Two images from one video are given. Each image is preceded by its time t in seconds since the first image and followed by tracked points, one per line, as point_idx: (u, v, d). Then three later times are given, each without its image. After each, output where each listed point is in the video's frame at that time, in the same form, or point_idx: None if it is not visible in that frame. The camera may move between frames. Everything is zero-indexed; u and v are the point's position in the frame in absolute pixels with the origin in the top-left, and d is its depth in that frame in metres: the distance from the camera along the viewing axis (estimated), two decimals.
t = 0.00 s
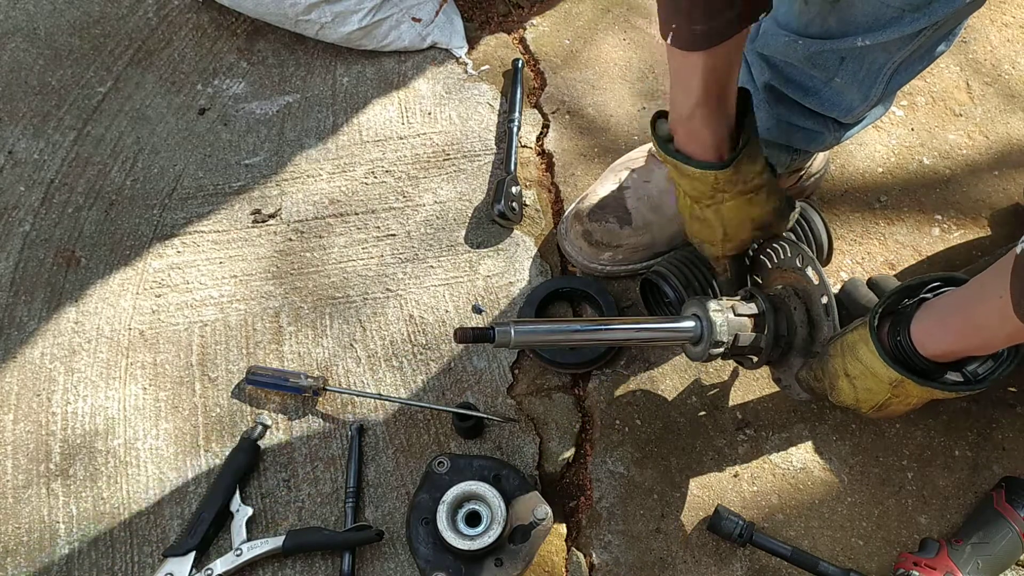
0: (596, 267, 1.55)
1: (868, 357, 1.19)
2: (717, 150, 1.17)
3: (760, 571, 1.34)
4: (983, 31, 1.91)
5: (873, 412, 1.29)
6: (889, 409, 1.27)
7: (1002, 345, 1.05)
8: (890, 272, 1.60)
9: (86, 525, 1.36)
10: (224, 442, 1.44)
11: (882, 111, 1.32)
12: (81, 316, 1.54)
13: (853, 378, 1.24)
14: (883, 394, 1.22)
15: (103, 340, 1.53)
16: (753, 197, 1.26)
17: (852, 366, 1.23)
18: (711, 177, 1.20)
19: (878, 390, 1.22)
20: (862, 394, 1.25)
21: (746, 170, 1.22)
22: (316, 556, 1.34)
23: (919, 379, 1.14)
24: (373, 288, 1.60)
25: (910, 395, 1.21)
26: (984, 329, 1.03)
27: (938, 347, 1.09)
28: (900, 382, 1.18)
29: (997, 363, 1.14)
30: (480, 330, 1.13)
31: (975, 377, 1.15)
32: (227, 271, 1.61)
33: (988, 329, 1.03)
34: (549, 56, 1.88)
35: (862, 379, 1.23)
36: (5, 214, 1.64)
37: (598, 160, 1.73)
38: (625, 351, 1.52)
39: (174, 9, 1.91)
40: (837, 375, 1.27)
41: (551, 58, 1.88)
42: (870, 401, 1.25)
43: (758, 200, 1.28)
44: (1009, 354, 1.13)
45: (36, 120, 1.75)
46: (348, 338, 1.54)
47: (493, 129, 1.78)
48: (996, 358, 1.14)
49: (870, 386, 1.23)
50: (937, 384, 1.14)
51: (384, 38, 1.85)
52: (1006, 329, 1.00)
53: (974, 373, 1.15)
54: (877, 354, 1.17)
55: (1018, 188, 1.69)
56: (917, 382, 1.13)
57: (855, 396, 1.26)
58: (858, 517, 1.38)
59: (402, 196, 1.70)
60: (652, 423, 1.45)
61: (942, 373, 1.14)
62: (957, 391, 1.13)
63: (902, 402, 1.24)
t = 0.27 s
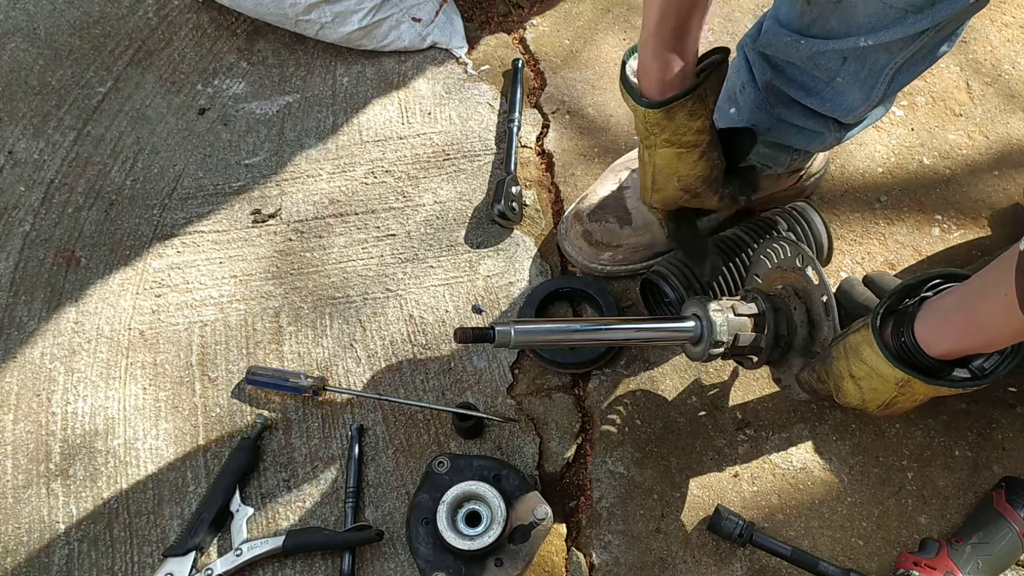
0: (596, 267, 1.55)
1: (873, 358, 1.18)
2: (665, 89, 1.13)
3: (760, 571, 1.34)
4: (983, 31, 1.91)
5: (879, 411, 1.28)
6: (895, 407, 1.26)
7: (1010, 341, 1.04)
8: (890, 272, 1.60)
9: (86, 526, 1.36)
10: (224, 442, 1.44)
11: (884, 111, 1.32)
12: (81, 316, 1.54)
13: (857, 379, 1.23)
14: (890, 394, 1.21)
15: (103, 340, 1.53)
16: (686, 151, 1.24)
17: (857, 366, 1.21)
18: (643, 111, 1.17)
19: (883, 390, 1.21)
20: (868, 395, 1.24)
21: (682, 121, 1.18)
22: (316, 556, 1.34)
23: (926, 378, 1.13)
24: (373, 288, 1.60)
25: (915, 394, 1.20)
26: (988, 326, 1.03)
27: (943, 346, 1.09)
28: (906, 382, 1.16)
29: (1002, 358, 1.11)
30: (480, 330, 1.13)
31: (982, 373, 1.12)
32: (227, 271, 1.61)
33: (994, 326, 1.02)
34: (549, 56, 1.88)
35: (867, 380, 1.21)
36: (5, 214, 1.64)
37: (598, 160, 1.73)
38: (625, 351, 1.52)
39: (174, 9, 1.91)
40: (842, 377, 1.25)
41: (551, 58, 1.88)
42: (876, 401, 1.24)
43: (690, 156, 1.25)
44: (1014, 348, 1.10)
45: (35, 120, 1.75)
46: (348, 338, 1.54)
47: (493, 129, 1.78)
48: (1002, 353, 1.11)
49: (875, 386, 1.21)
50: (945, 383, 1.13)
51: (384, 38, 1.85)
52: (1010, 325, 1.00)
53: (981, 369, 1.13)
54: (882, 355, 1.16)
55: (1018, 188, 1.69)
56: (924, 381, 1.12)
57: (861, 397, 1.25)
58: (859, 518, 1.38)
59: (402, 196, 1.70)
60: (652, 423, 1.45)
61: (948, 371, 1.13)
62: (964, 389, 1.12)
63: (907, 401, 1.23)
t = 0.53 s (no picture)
0: (596, 267, 1.56)
1: (867, 356, 1.19)
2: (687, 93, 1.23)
3: (760, 571, 1.34)
4: (983, 31, 1.91)
5: (873, 410, 1.29)
6: (890, 406, 1.26)
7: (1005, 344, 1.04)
8: (890, 272, 1.60)
9: (86, 526, 1.36)
10: (225, 442, 1.44)
11: (884, 111, 1.32)
12: (81, 316, 1.54)
13: (852, 377, 1.23)
14: (884, 394, 1.22)
15: (103, 340, 1.53)
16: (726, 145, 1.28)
17: (852, 365, 1.22)
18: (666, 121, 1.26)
19: (879, 389, 1.21)
20: (862, 394, 1.24)
21: (711, 118, 1.25)
22: (316, 556, 1.34)
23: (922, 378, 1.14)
24: (373, 288, 1.60)
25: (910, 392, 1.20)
26: (987, 328, 1.02)
27: (941, 347, 1.08)
28: (900, 382, 1.17)
29: (997, 360, 1.11)
30: (480, 329, 1.12)
31: (976, 375, 1.12)
32: (227, 272, 1.61)
33: (990, 327, 1.02)
34: (549, 56, 1.88)
35: (862, 379, 1.22)
36: (5, 214, 1.64)
37: (598, 160, 1.73)
38: (625, 351, 1.52)
39: (174, 9, 1.91)
40: (837, 375, 1.26)
41: (551, 58, 1.88)
42: (871, 400, 1.25)
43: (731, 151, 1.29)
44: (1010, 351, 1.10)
45: (35, 120, 1.75)
46: (348, 338, 1.54)
47: (493, 129, 1.78)
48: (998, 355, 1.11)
49: (869, 386, 1.22)
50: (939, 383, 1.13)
51: (384, 38, 1.85)
52: (1009, 327, 0.99)
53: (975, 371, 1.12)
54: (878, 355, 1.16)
55: (1018, 188, 1.69)
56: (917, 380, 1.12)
57: (855, 396, 1.26)
58: (858, 517, 1.38)
59: (402, 196, 1.70)
60: (652, 423, 1.45)
61: (944, 372, 1.13)
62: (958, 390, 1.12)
63: (902, 400, 1.24)
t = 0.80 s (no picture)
0: (596, 267, 1.56)
1: (870, 354, 1.19)
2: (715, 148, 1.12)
3: (760, 571, 1.34)
4: (983, 31, 1.91)
5: (875, 408, 1.28)
6: (891, 405, 1.26)
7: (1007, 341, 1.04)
8: (890, 272, 1.60)
9: (87, 526, 1.36)
10: (225, 442, 1.44)
11: (884, 111, 1.32)
12: (81, 316, 1.54)
13: (855, 375, 1.23)
14: (887, 391, 1.21)
15: (103, 340, 1.53)
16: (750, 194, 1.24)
17: (855, 363, 1.22)
18: (706, 172, 1.16)
19: (882, 386, 1.21)
20: (864, 392, 1.24)
21: (740, 172, 1.18)
22: (316, 556, 1.34)
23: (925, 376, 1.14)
24: (373, 288, 1.60)
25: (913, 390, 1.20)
26: (988, 326, 1.02)
27: (942, 345, 1.09)
28: (902, 380, 1.17)
29: (999, 359, 1.13)
30: (480, 330, 1.13)
31: (979, 373, 1.13)
32: (227, 271, 1.61)
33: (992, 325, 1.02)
34: (549, 56, 1.88)
35: (864, 377, 1.22)
36: (5, 214, 1.64)
37: (598, 160, 1.73)
38: (625, 351, 1.52)
39: (174, 9, 1.91)
40: (839, 373, 1.26)
41: (551, 58, 1.88)
42: (873, 398, 1.24)
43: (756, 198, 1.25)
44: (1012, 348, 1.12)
45: (35, 120, 1.75)
46: (348, 338, 1.54)
47: (493, 129, 1.78)
48: (999, 354, 1.12)
49: (871, 383, 1.22)
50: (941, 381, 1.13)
51: (384, 38, 1.85)
52: (1011, 325, 0.99)
53: (978, 368, 1.13)
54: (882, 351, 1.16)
55: (1018, 188, 1.69)
56: (921, 378, 1.12)
57: (857, 394, 1.26)
58: (858, 518, 1.38)
59: (402, 196, 1.70)
60: (652, 423, 1.45)
61: (946, 370, 1.13)
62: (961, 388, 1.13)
63: (904, 398, 1.23)
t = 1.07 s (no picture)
0: (596, 267, 1.56)
1: (868, 381, 1.23)
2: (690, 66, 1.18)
3: (760, 571, 1.34)
4: (983, 31, 1.91)
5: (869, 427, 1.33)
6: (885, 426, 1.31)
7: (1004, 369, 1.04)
8: (890, 272, 1.60)
9: (86, 526, 1.36)
10: (225, 442, 1.44)
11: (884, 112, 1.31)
12: (81, 316, 1.54)
13: (852, 398, 1.28)
14: (880, 416, 1.26)
15: (103, 340, 1.53)
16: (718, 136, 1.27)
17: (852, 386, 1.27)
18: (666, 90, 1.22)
19: (876, 410, 1.26)
20: (860, 413, 1.29)
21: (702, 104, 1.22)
22: (316, 556, 1.34)
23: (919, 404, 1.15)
24: (373, 288, 1.60)
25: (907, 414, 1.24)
26: (981, 353, 1.03)
27: (937, 373, 1.09)
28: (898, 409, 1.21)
29: (994, 391, 1.15)
30: (480, 330, 1.13)
31: (973, 404, 1.14)
32: (227, 271, 1.61)
33: (987, 352, 1.02)
34: (549, 56, 1.88)
35: (861, 400, 1.27)
36: (5, 214, 1.64)
37: (598, 160, 1.73)
38: (625, 351, 1.52)
39: (174, 9, 1.91)
40: (835, 394, 1.31)
41: (551, 58, 1.88)
42: (868, 419, 1.29)
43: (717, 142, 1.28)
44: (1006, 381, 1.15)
45: (35, 120, 1.75)
46: (348, 338, 1.54)
47: (493, 129, 1.78)
48: (994, 386, 1.15)
49: (866, 407, 1.27)
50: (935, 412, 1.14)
51: (384, 38, 1.85)
52: (1004, 351, 1.00)
53: (973, 400, 1.14)
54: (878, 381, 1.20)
55: (1018, 188, 1.69)
56: (917, 408, 1.14)
57: (853, 414, 1.31)
58: (858, 518, 1.38)
59: (402, 196, 1.70)
60: (652, 423, 1.45)
61: (943, 401, 1.13)
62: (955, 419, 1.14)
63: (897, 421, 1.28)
